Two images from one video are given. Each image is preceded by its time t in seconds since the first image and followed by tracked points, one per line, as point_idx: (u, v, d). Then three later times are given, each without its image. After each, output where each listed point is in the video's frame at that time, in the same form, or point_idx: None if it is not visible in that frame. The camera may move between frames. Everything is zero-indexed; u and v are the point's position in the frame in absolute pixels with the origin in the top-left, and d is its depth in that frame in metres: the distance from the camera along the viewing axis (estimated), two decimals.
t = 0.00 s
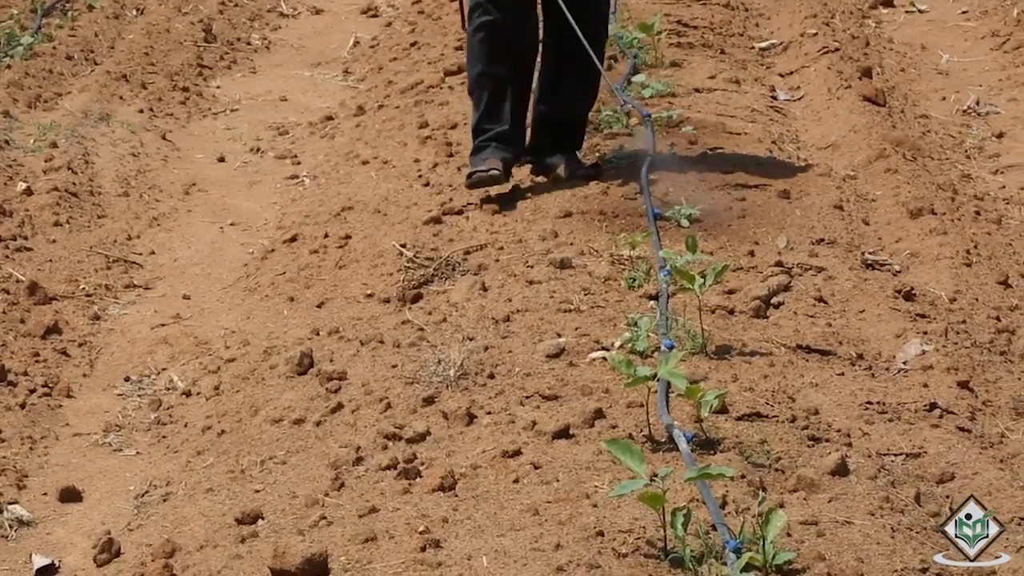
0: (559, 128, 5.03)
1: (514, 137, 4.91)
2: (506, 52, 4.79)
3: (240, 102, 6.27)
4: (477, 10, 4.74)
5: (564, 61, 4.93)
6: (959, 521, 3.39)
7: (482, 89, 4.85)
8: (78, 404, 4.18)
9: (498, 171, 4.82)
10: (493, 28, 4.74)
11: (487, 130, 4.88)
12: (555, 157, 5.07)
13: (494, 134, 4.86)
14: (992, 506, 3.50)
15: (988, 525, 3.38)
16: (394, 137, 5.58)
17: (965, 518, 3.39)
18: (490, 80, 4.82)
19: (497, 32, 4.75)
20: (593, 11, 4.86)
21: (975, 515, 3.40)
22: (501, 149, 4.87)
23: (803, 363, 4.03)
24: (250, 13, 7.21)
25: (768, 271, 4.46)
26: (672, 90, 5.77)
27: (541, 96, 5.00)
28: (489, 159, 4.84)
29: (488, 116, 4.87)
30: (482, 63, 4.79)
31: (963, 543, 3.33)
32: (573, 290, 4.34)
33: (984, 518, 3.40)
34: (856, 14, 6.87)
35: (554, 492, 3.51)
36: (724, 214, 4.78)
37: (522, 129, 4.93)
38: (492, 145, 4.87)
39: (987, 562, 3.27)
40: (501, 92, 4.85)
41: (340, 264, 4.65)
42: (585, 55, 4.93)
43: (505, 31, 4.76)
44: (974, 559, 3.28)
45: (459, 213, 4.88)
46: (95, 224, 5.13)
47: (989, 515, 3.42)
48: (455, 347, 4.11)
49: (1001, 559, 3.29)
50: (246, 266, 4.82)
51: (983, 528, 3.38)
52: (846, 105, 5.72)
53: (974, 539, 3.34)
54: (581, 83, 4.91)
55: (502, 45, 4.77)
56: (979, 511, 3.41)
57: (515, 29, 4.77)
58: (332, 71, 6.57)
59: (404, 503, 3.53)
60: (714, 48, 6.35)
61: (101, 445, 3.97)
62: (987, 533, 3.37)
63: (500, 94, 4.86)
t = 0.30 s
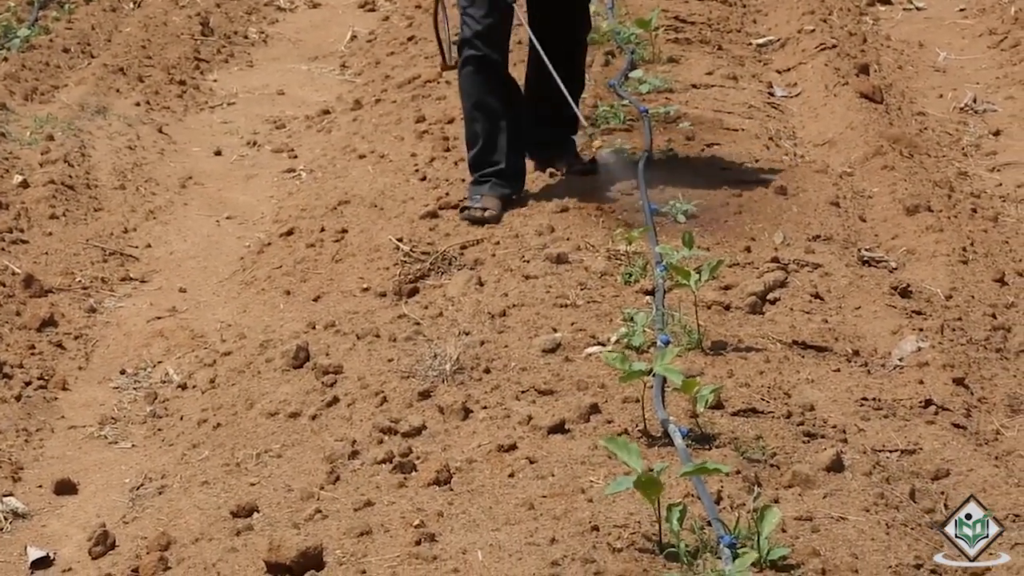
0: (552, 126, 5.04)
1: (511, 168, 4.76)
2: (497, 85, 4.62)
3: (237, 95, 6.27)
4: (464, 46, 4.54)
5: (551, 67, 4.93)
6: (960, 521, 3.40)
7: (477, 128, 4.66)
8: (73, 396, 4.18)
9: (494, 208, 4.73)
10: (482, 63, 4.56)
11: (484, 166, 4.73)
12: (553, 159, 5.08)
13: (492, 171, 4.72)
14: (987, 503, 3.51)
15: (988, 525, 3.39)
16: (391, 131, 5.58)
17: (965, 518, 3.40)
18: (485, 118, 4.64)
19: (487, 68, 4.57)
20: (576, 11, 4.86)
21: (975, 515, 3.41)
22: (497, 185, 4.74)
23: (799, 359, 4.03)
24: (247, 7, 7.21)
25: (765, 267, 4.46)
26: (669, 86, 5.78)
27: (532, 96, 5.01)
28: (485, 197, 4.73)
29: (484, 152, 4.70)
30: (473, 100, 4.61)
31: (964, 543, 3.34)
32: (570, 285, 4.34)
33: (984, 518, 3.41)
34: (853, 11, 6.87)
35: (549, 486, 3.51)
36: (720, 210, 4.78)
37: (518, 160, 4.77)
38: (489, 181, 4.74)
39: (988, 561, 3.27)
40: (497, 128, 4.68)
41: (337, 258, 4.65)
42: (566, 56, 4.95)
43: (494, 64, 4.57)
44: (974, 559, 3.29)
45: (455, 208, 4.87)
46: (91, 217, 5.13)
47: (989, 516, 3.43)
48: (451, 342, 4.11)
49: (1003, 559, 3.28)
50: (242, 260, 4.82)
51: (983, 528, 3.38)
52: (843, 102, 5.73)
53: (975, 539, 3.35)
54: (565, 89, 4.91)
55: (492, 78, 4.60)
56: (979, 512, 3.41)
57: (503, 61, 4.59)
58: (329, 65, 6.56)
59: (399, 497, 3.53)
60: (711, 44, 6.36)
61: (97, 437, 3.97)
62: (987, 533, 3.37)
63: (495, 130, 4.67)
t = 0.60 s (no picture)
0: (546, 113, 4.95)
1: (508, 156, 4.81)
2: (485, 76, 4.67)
3: (234, 79, 6.26)
4: (449, 41, 4.59)
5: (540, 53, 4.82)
6: (960, 521, 3.35)
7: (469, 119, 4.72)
8: (70, 380, 4.18)
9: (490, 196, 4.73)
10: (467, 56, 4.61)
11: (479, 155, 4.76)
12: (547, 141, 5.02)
13: (486, 159, 4.75)
14: (982, 487, 3.52)
15: (988, 526, 3.33)
16: (388, 115, 5.57)
17: (965, 518, 3.35)
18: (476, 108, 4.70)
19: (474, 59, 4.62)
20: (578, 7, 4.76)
21: (975, 515, 3.36)
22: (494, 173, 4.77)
23: (795, 343, 4.03)
24: None
25: (761, 252, 4.46)
26: (666, 71, 5.77)
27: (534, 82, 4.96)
28: (480, 184, 4.74)
29: (478, 142, 4.75)
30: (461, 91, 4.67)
31: (964, 542, 3.28)
32: (567, 270, 4.34)
33: (984, 518, 3.36)
34: None
35: (545, 471, 3.51)
36: (717, 195, 4.78)
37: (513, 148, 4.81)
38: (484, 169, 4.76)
39: (989, 562, 3.22)
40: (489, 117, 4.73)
41: (334, 242, 4.65)
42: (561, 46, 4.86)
43: (481, 56, 4.62)
44: (973, 558, 3.24)
45: (452, 192, 4.87)
46: (87, 200, 5.12)
47: (989, 516, 3.38)
48: (448, 326, 4.11)
49: (1003, 559, 3.22)
50: (239, 244, 4.82)
51: (983, 528, 3.33)
52: (840, 87, 5.72)
53: (975, 539, 3.29)
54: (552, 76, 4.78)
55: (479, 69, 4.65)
56: (979, 512, 3.36)
57: (491, 53, 4.63)
58: (326, 50, 6.56)
59: (395, 481, 3.53)
60: (709, 28, 6.35)
61: (93, 421, 3.98)
62: (987, 533, 3.32)
63: (487, 119, 4.73)
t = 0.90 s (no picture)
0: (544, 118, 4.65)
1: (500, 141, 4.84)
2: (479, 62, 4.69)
3: (231, 63, 6.26)
4: (444, 26, 4.64)
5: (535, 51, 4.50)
6: (959, 521, 3.28)
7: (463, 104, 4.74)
8: (67, 364, 4.19)
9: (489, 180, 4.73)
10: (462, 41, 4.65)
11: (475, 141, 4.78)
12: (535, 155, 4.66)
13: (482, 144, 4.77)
14: (979, 471, 3.52)
15: (988, 525, 3.27)
16: (385, 100, 5.57)
17: (966, 518, 3.29)
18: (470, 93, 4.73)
19: (467, 44, 4.65)
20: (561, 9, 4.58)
21: (975, 515, 3.29)
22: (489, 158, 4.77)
23: (792, 328, 4.03)
24: None
25: (759, 237, 4.46)
26: (664, 55, 5.77)
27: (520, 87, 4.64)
28: (478, 169, 4.74)
29: (473, 127, 4.78)
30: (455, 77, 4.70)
31: (964, 542, 3.22)
32: (564, 255, 4.34)
33: (984, 518, 3.29)
34: None
35: (543, 455, 3.51)
36: (715, 180, 4.78)
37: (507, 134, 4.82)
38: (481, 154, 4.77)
39: (988, 562, 3.15)
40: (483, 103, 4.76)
41: (331, 226, 4.65)
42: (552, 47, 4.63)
43: (474, 40, 4.66)
44: (974, 559, 3.17)
45: (450, 176, 4.88)
46: (84, 184, 5.12)
47: (989, 516, 3.31)
48: (446, 310, 4.11)
49: (1002, 559, 3.17)
50: (236, 228, 4.82)
51: (984, 528, 3.26)
52: (838, 71, 5.72)
53: (974, 539, 3.23)
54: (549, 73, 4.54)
55: (472, 55, 4.68)
56: (979, 511, 3.30)
57: (485, 37, 4.67)
58: (323, 34, 6.55)
59: (393, 465, 3.53)
60: (706, 13, 6.35)
61: (90, 405, 3.98)
62: (987, 533, 3.25)
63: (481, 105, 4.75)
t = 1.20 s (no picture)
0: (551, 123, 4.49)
1: (498, 129, 4.85)
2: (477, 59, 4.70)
3: (229, 51, 6.27)
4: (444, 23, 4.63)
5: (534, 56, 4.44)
6: (959, 521, 3.27)
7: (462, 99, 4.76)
8: (65, 352, 4.18)
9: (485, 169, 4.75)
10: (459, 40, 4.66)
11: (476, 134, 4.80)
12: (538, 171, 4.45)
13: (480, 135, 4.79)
14: (977, 460, 3.52)
15: (988, 526, 3.26)
16: (383, 88, 5.57)
17: (965, 518, 3.28)
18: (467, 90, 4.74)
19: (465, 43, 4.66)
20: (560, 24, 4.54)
21: (975, 515, 3.29)
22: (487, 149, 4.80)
23: (790, 317, 4.03)
24: None
25: (757, 225, 4.46)
26: (662, 43, 5.77)
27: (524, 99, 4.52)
28: (477, 159, 4.76)
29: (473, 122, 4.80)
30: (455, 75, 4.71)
31: (964, 542, 3.20)
32: (562, 244, 4.34)
33: (984, 518, 3.29)
34: None
35: (540, 443, 3.51)
36: (713, 169, 4.78)
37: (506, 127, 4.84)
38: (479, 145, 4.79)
39: (988, 561, 3.14)
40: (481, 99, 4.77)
41: (329, 215, 4.65)
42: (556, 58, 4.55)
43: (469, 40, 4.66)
44: (974, 558, 3.16)
45: (448, 164, 4.89)
46: (82, 172, 5.11)
47: (989, 516, 3.31)
48: (443, 299, 4.11)
49: (1002, 559, 3.16)
50: (234, 217, 4.81)
51: (983, 528, 3.26)
52: (836, 60, 5.71)
53: (975, 539, 3.22)
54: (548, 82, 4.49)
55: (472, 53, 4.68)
56: (979, 512, 3.29)
57: (484, 34, 4.68)
58: (321, 22, 6.55)
59: (391, 454, 3.53)
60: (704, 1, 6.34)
61: (88, 393, 3.98)
62: (987, 533, 3.24)
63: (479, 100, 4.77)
